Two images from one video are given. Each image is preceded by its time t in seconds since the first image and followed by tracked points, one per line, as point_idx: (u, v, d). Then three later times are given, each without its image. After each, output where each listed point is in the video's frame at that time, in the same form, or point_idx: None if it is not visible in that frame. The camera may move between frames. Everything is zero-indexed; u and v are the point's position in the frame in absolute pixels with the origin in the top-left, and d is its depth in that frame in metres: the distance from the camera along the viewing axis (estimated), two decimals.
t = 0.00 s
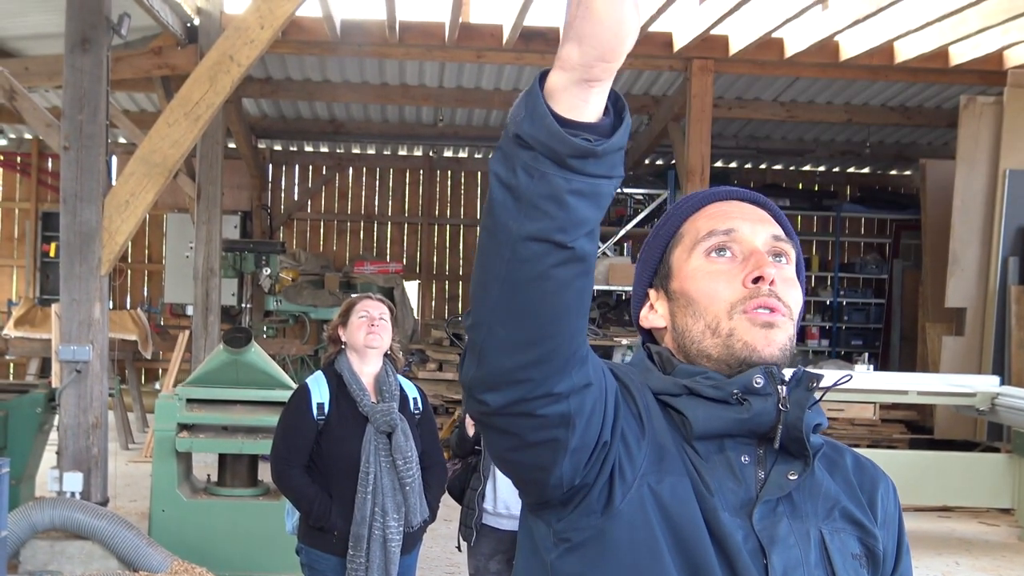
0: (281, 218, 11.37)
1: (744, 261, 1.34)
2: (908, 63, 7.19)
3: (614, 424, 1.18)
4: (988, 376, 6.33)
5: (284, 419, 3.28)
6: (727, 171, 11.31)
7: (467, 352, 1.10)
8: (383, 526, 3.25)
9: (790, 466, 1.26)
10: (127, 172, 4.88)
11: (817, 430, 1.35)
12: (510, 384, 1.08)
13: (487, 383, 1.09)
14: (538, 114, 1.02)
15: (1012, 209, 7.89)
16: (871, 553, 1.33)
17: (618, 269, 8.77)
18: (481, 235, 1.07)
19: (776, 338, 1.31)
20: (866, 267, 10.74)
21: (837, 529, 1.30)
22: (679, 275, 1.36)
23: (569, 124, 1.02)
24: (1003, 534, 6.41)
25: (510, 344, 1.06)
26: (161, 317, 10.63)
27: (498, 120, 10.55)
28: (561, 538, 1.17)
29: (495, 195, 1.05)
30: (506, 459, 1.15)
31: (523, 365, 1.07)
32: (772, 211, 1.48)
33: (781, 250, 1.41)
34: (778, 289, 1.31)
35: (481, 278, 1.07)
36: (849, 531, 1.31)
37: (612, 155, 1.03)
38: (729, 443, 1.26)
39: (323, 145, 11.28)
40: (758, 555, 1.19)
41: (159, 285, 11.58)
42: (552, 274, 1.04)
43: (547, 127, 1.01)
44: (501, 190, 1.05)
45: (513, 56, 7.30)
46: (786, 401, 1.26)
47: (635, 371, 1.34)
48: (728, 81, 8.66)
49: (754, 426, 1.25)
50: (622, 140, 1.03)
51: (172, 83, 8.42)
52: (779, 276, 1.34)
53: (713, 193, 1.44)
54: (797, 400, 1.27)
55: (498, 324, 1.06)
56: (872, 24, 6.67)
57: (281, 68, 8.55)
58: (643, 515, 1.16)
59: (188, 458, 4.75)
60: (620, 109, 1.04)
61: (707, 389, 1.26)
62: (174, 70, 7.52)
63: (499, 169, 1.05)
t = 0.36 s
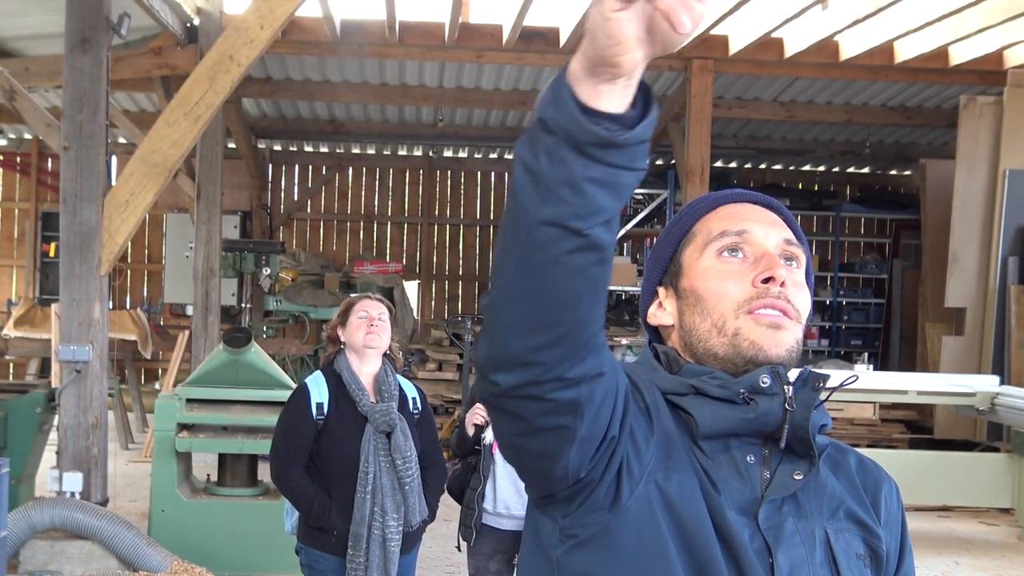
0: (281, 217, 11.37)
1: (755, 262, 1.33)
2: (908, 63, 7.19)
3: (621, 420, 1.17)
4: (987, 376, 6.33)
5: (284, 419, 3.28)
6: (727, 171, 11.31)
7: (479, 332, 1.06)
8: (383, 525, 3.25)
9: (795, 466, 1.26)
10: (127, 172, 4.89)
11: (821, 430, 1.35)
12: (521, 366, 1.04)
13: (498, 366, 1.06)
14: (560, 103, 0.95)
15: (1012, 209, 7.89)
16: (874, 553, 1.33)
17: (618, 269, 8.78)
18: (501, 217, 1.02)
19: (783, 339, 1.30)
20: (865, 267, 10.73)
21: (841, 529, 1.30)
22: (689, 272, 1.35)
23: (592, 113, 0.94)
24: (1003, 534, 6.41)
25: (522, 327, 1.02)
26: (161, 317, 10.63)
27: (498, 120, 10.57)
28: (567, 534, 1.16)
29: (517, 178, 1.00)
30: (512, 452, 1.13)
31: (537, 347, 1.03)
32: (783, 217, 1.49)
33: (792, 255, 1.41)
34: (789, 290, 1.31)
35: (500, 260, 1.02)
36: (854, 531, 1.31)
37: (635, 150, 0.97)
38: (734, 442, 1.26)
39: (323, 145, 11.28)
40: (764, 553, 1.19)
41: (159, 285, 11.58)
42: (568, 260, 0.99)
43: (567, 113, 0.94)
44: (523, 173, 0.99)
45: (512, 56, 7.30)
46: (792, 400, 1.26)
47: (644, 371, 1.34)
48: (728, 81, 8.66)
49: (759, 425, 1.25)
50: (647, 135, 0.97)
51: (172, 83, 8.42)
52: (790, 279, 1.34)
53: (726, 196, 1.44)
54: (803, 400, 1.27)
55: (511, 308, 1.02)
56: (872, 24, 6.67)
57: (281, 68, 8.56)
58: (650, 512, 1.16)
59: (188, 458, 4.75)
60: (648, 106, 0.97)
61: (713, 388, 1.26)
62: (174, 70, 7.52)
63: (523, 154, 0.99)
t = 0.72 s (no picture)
0: (280, 217, 11.36)
1: (779, 268, 1.28)
2: (907, 63, 7.19)
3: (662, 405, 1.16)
4: (986, 375, 6.33)
5: (283, 418, 3.28)
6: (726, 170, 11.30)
7: (584, 257, 1.00)
8: (382, 525, 3.26)
9: (804, 468, 1.23)
10: (126, 172, 4.89)
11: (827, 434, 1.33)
12: (619, 301, 0.98)
13: (599, 295, 0.98)
14: (761, 48, 0.93)
15: (1011, 209, 7.89)
16: (871, 557, 1.33)
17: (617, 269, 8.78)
18: (651, 145, 0.98)
19: (798, 346, 1.27)
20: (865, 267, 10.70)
21: (843, 531, 1.29)
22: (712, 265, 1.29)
23: (793, 70, 0.93)
24: (1002, 534, 6.41)
25: (637, 257, 0.96)
26: (160, 317, 10.63)
27: (497, 120, 10.57)
28: (587, 514, 1.14)
29: (684, 109, 0.96)
30: (551, 414, 1.10)
31: (643, 282, 0.97)
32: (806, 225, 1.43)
33: (813, 266, 1.36)
34: (809, 298, 1.27)
35: (640, 182, 0.97)
36: (853, 533, 1.31)
37: (813, 114, 0.94)
38: (745, 441, 1.23)
39: (322, 145, 11.27)
40: (774, 549, 1.18)
41: (157, 285, 11.58)
42: (710, 201, 0.95)
43: (766, 58, 0.92)
44: (691, 105, 0.96)
45: (511, 56, 7.30)
46: (807, 403, 1.23)
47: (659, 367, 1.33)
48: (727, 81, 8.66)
49: (772, 425, 1.22)
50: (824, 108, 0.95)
51: (170, 83, 8.42)
52: (812, 289, 1.29)
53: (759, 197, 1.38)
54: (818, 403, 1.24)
55: (637, 236, 0.96)
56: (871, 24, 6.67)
57: (280, 68, 8.56)
58: (673, 499, 1.14)
59: (187, 458, 4.75)
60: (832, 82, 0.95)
61: (731, 387, 1.24)
62: (172, 70, 7.52)
63: (697, 88, 0.96)
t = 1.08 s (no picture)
0: (281, 218, 11.36)
1: (797, 274, 1.27)
2: (908, 64, 7.19)
3: (668, 406, 1.16)
4: (987, 375, 6.33)
5: (284, 417, 3.29)
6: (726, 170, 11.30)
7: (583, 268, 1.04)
8: (382, 525, 3.25)
9: (811, 471, 1.23)
10: (127, 172, 4.89)
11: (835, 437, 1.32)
12: (618, 312, 1.01)
13: (598, 305, 1.02)
14: (744, 53, 0.96)
15: (1012, 209, 7.89)
16: (876, 559, 1.34)
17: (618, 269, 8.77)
18: (642, 154, 1.01)
19: (811, 355, 1.26)
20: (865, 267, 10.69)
21: (849, 532, 1.30)
22: (729, 267, 1.29)
23: (777, 75, 0.96)
24: (1002, 535, 6.41)
25: (634, 268, 1.00)
26: (161, 317, 10.63)
27: (498, 120, 10.58)
28: (594, 515, 1.14)
29: (673, 117, 0.99)
30: (559, 418, 1.11)
31: (641, 292, 1.00)
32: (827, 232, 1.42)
33: (832, 275, 1.35)
34: (826, 306, 1.26)
35: (635, 193, 1.00)
36: (859, 535, 1.31)
37: (799, 117, 0.97)
38: (752, 443, 1.23)
39: (323, 145, 11.26)
40: (781, 550, 1.18)
41: (159, 285, 11.59)
42: (704, 209, 0.98)
43: (751, 64, 0.96)
44: (679, 114, 0.99)
45: (512, 56, 7.30)
46: (816, 407, 1.23)
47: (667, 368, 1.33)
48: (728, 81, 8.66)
49: (781, 429, 1.22)
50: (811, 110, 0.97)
51: (171, 84, 8.42)
52: (829, 296, 1.29)
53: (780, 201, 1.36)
54: (826, 408, 1.23)
55: (632, 246, 1.00)
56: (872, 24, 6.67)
57: (281, 69, 8.56)
58: (679, 500, 1.14)
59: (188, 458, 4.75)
60: (817, 82, 0.98)
61: (739, 390, 1.23)
62: (174, 71, 7.53)
63: (684, 96, 0.99)
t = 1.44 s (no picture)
0: (280, 218, 11.36)
1: (809, 277, 1.28)
2: (908, 63, 7.19)
3: (643, 436, 1.14)
4: (987, 375, 6.32)
5: (282, 418, 3.28)
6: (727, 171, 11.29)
7: (504, 374, 1.01)
8: (382, 525, 3.25)
9: (820, 476, 1.26)
10: (127, 172, 4.89)
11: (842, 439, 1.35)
12: (544, 417, 1.00)
13: (525, 411, 1.00)
14: (659, 154, 0.93)
15: (1012, 209, 7.89)
16: (884, 559, 1.35)
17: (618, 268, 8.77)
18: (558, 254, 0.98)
19: (822, 359, 1.27)
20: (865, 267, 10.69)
21: (858, 534, 1.31)
22: (741, 271, 1.31)
23: (692, 174, 0.93)
24: (1002, 535, 6.41)
25: (558, 377, 0.97)
26: (161, 317, 10.64)
27: (498, 120, 10.58)
28: (592, 542, 1.14)
29: (589, 218, 0.96)
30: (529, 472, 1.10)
31: (567, 397, 0.98)
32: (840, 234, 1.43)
33: (845, 279, 1.35)
34: (839, 310, 1.26)
35: (549, 299, 0.97)
36: (868, 536, 1.32)
37: (719, 214, 0.95)
38: (762, 448, 1.25)
39: (323, 145, 11.26)
40: (792, 554, 1.19)
41: (158, 285, 11.59)
42: (627, 314, 0.95)
43: (668, 167, 0.92)
44: (595, 217, 0.95)
45: (512, 56, 7.31)
46: (827, 413, 1.26)
47: (670, 373, 1.32)
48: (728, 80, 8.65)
49: (793, 434, 1.25)
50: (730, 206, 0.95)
51: (171, 84, 8.43)
52: (842, 300, 1.29)
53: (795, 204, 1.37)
54: (837, 414, 1.26)
55: (552, 357, 0.97)
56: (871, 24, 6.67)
57: (281, 69, 8.57)
58: (673, 518, 1.13)
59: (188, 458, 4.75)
60: (733, 175, 0.96)
61: (751, 395, 1.25)
62: (173, 70, 7.53)
63: (599, 197, 0.96)
